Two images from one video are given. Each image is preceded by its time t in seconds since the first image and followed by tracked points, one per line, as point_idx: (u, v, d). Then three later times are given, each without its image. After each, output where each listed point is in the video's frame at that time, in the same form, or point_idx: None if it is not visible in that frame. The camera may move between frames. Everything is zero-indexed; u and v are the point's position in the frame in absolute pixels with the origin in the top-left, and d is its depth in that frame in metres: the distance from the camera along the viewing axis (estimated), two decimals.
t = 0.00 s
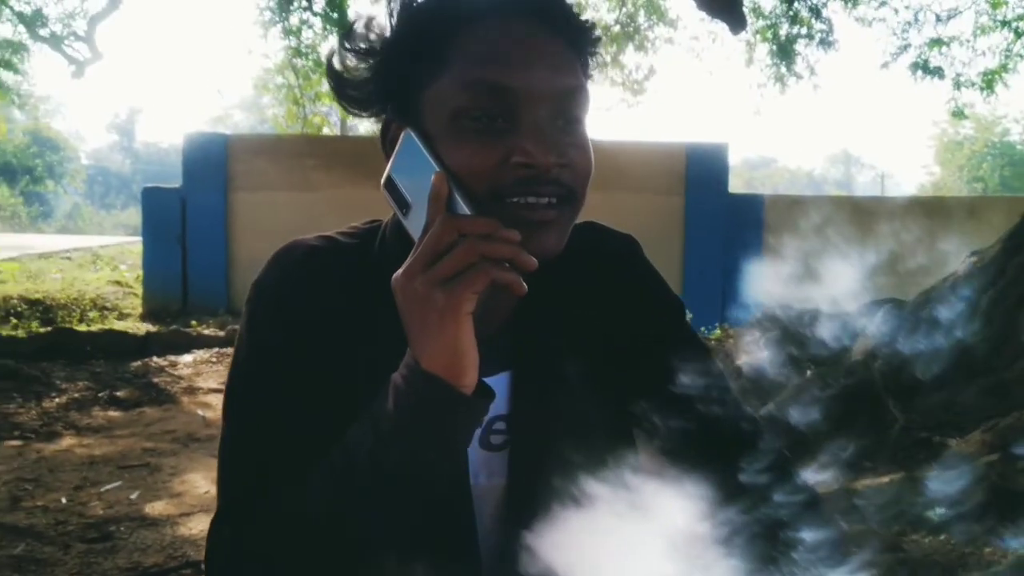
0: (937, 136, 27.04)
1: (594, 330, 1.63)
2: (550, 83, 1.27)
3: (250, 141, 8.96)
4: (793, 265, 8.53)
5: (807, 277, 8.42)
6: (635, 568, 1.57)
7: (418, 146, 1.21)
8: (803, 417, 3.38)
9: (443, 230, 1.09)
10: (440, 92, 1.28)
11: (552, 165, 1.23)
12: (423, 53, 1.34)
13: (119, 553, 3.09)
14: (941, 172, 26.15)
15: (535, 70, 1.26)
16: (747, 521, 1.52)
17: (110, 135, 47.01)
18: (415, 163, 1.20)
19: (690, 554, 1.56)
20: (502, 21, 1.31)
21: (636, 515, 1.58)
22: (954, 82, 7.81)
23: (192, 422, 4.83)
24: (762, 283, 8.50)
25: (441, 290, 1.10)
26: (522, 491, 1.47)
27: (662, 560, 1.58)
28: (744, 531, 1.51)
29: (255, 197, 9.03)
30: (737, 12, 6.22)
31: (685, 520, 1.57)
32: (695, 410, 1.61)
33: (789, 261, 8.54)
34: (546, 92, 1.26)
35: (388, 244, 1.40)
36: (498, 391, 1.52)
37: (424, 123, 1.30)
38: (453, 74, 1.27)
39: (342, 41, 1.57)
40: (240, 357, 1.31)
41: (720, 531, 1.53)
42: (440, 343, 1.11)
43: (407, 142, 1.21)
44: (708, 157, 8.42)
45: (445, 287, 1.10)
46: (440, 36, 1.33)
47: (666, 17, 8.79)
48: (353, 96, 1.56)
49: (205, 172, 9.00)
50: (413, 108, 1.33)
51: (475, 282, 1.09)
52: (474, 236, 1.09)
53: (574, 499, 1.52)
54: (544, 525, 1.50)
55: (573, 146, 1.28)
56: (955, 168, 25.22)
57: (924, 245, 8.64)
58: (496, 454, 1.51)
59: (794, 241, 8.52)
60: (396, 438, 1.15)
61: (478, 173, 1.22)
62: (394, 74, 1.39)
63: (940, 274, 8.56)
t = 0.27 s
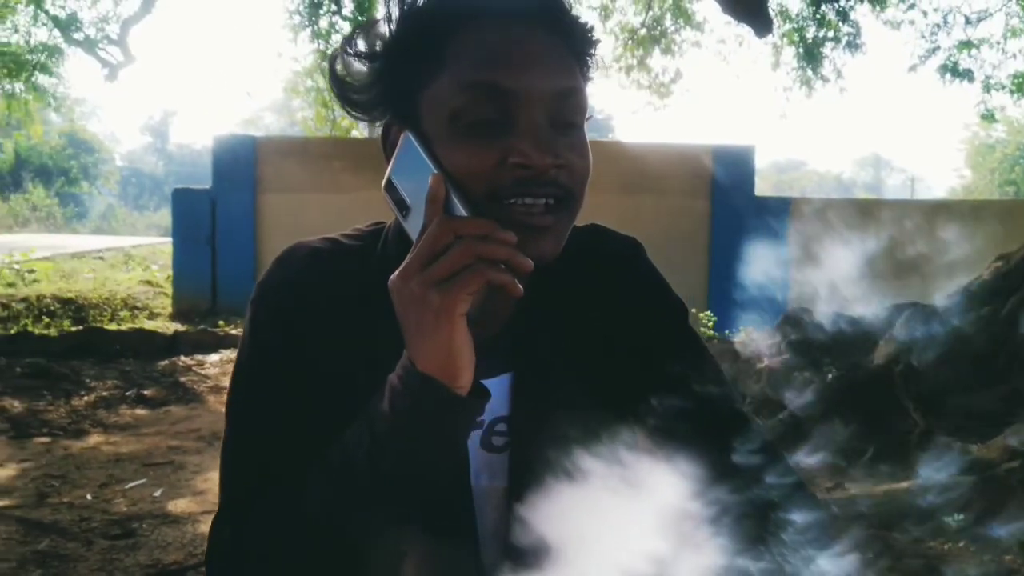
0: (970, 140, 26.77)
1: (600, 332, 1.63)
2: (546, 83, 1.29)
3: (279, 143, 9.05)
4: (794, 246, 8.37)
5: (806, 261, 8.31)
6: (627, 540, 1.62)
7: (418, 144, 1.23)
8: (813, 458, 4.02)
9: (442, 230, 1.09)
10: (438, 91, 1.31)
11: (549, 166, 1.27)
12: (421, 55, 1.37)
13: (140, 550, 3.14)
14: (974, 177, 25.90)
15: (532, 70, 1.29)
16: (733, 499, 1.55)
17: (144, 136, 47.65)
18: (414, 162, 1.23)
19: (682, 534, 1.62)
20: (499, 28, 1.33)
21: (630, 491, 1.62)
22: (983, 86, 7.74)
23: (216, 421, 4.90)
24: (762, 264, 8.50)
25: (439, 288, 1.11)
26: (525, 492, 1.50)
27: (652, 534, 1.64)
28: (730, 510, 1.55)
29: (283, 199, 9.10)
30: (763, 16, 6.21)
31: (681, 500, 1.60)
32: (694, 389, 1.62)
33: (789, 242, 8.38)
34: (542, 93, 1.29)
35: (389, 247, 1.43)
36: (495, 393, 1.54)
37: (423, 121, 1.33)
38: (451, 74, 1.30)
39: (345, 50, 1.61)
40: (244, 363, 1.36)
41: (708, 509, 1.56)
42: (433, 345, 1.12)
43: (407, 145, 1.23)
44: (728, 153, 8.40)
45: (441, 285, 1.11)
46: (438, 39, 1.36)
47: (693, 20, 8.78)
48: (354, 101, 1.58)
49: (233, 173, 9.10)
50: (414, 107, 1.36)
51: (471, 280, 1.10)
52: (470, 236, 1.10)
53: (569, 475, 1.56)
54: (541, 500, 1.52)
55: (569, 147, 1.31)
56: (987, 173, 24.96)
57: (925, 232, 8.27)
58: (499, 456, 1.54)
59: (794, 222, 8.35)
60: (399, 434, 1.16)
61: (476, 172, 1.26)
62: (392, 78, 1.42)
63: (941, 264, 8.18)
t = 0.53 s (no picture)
0: (1003, 141, 26.42)
1: (588, 332, 1.71)
2: (528, 84, 1.39)
3: (301, 146, 9.18)
4: (794, 231, 9.09)
5: (806, 245, 9.00)
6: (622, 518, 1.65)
7: (408, 150, 1.30)
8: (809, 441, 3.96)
9: (428, 234, 1.18)
10: (428, 96, 1.40)
11: (536, 164, 1.35)
12: (410, 60, 1.47)
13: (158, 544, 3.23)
14: (1005, 177, 25.57)
15: (512, 71, 1.39)
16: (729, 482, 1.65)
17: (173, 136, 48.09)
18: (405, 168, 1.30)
19: (676, 513, 1.66)
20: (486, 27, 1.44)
21: (625, 471, 1.65)
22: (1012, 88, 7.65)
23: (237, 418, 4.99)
24: (762, 246, 9.22)
25: (422, 292, 1.19)
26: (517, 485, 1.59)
27: (648, 514, 1.66)
28: (723, 489, 1.65)
29: (307, 200, 9.17)
30: (787, 18, 6.20)
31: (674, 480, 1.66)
32: (684, 378, 1.73)
33: (790, 227, 9.10)
34: (525, 92, 1.39)
35: (383, 248, 1.55)
36: (484, 391, 1.62)
37: (415, 128, 1.42)
38: (440, 77, 1.40)
39: (327, 60, 1.80)
40: (236, 363, 1.47)
41: (701, 489, 1.65)
42: (419, 342, 1.20)
43: (396, 147, 1.31)
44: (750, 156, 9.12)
45: (426, 288, 1.19)
46: (427, 42, 1.47)
47: (718, 21, 8.74)
48: (348, 107, 1.72)
49: (258, 175, 9.22)
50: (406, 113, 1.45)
51: (454, 284, 1.18)
52: (456, 239, 1.19)
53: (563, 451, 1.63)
54: (538, 476, 1.60)
55: (555, 145, 1.40)
56: (1019, 174, 24.67)
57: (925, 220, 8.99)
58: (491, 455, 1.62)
59: (797, 209, 9.02)
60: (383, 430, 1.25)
61: (467, 174, 1.33)
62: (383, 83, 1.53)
63: (940, 250, 8.92)
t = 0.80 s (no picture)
0: None
1: (576, 328, 1.86)
2: (514, 94, 1.59)
3: (320, 144, 9.25)
4: (804, 223, 9.18)
5: (817, 236, 9.09)
6: (633, 508, 1.84)
7: (398, 154, 1.50)
8: (822, 433, 4.35)
9: (415, 240, 1.36)
10: (420, 104, 1.60)
11: (523, 174, 1.53)
12: (405, 68, 1.67)
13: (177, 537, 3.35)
14: None
15: (503, 83, 1.59)
16: (743, 474, 1.79)
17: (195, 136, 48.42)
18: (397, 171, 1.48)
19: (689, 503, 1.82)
20: (478, 39, 1.64)
21: (636, 462, 1.82)
22: None
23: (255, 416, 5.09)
24: (771, 238, 9.26)
25: (409, 297, 1.36)
26: (507, 489, 1.72)
27: (660, 506, 1.84)
28: (737, 482, 1.79)
29: (326, 199, 9.25)
30: (801, 19, 6.21)
31: (687, 472, 1.81)
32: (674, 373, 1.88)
33: (801, 218, 9.17)
34: (512, 103, 1.58)
35: (376, 250, 1.81)
36: (473, 392, 1.75)
37: (406, 132, 1.61)
38: (432, 87, 1.59)
39: (324, 64, 1.93)
40: (235, 372, 1.69)
41: (714, 481, 1.80)
42: (410, 341, 1.38)
43: (388, 152, 1.50)
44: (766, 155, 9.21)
45: (412, 293, 1.36)
46: (421, 51, 1.67)
47: (734, 22, 8.75)
48: (344, 111, 1.87)
49: (278, 174, 9.33)
50: (399, 116, 1.64)
51: (440, 288, 1.35)
52: (442, 245, 1.35)
53: (579, 444, 1.80)
54: (553, 470, 1.77)
55: (540, 155, 1.57)
56: None
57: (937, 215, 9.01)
58: (483, 455, 1.74)
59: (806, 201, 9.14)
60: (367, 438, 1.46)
61: (454, 181, 1.51)
62: (378, 87, 1.73)
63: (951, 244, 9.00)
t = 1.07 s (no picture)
0: None
1: (577, 330, 2.05)
2: (520, 103, 1.70)
3: (335, 144, 9.30)
4: (804, 197, 9.21)
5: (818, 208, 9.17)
6: (633, 488, 2.00)
7: (408, 164, 1.61)
8: (821, 406, 4.42)
9: (423, 247, 1.48)
10: (431, 110, 1.71)
11: (530, 182, 1.66)
12: (416, 74, 1.79)
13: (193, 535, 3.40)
14: None
15: (509, 92, 1.70)
16: (741, 450, 1.98)
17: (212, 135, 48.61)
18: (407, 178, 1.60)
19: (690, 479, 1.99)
20: (486, 51, 1.75)
21: (638, 440, 2.01)
22: None
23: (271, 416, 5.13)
24: (771, 213, 9.24)
25: (416, 303, 1.50)
26: (506, 479, 1.87)
27: (662, 483, 2.01)
28: (736, 456, 1.97)
29: (341, 200, 9.29)
30: (818, 20, 6.19)
31: (687, 447, 1.99)
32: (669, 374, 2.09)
33: (801, 194, 9.21)
34: (518, 114, 1.69)
35: (386, 255, 1.98)
36: (482, 396, 1.92)
37: (417, 135, 1.73)
38: (441, 95, 1.71)
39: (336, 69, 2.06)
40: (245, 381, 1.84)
41: (714, 456, 1.98)
42: (418, 344, 1.51)
43: (396, 161, 1.62)
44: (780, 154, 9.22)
45: (419, 300, 1.50)
46: (431, 58, 1.78)
47: (751, 22, 8.72)
48: (355, 114, 2.01)
49: (294, 175, 9.39)
50: (408, 120, 1.76)
51: (447, 294, 1.48)
52: (449, 252, 1.48)
53: (580, 424, 1.98)
54: (556, 447, 1.93)
55: (546, 164, 1.70)
56: None
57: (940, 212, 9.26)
58: (490, 459, 1.92)
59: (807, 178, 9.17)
60: (370, 439, 1.60)
61: (464, 189, 1.64)
62: (392, 89, 1.85)
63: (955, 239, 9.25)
